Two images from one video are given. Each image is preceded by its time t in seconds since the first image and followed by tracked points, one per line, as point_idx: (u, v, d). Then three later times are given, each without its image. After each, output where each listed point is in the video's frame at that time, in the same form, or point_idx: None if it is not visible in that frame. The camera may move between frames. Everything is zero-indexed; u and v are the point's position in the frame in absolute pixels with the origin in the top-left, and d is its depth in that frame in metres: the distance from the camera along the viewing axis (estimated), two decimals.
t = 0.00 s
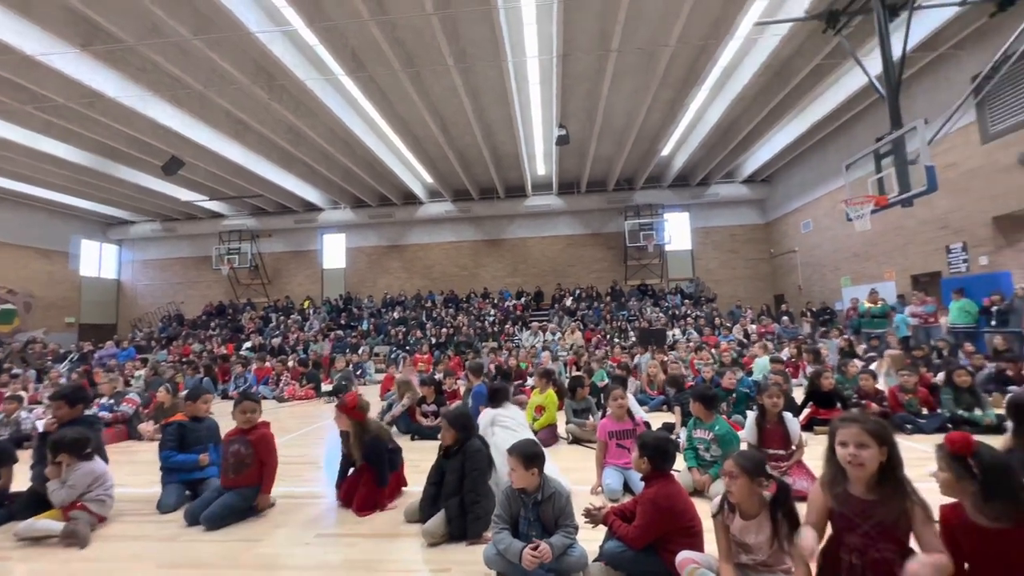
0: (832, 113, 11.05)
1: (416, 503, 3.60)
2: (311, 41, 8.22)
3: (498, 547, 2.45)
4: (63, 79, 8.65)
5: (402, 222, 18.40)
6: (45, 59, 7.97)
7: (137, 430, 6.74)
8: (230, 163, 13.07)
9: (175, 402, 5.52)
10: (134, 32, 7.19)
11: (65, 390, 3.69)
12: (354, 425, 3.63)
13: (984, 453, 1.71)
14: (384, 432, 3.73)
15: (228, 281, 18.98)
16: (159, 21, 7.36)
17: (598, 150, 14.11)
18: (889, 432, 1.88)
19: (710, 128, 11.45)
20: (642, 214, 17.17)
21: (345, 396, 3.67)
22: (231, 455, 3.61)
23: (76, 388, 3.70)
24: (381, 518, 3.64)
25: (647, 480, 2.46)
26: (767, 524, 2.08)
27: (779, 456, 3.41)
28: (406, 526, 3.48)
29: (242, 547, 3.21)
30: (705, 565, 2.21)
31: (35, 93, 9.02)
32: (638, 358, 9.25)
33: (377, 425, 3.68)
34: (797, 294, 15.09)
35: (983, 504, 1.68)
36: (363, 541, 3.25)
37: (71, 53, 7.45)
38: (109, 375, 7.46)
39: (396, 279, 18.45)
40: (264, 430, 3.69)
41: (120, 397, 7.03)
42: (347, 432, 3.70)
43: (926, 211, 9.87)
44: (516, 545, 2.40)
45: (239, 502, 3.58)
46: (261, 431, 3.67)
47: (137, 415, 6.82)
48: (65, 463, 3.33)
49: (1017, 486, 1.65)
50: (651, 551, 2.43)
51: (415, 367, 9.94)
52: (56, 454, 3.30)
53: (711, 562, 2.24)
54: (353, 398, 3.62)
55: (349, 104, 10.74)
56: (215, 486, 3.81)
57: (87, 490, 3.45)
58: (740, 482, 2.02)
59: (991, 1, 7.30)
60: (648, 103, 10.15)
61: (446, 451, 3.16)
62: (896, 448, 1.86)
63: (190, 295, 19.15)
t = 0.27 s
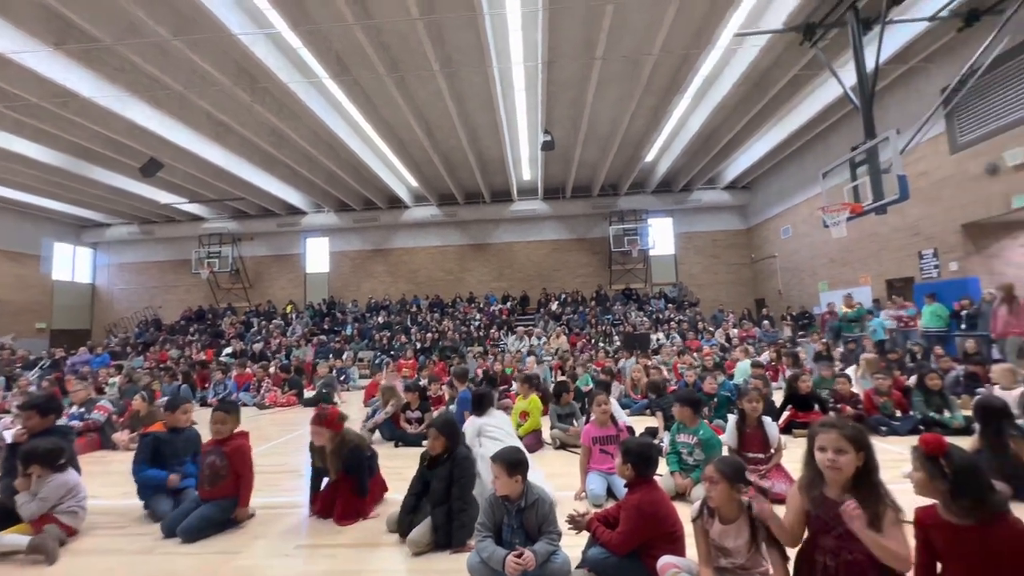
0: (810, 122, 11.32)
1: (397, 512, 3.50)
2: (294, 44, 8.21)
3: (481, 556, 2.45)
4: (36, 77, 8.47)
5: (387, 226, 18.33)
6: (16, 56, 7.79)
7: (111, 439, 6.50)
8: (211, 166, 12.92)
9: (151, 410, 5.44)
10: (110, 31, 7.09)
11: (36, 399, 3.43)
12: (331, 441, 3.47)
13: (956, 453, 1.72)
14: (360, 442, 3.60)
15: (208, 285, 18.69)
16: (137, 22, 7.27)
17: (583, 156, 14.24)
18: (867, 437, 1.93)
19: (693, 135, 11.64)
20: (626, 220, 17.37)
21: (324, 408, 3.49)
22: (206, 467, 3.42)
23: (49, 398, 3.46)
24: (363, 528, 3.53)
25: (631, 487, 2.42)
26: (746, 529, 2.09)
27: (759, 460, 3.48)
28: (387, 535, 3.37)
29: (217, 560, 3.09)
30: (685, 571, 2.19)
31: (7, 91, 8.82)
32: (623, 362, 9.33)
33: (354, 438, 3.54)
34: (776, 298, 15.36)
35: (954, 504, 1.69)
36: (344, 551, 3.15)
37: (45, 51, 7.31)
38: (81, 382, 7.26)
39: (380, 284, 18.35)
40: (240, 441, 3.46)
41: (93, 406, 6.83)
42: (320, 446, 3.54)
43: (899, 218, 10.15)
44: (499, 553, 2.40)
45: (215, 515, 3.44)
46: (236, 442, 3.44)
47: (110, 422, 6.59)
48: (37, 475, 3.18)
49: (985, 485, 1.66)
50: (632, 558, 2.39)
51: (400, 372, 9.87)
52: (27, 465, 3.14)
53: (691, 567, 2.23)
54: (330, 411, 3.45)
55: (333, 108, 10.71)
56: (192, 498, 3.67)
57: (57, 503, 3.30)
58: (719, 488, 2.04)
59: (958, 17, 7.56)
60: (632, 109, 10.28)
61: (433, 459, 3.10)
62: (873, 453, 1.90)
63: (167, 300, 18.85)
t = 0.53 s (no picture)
0: (785, 131, 11.60)
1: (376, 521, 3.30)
2: (275, 45, 8.16)
3: (461, 564, 2.41)
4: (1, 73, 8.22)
5: (369, 230, 18.21)
6: None
7: (79, 450, 6.27)
8: (187, 167, 12.69)
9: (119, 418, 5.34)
10: (82, 28, 6.94)
11: None
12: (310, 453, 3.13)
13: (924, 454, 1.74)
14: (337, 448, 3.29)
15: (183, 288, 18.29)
16: (111, 19, 7.14)
17: (565, 161, 14.36)
18: (835, 440, 1.97)
19: (673, 142, 11.82)
20: (608, 225, 17.55)
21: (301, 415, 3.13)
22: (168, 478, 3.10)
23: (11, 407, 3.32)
24: (342, 537, 3.29)
25: (612, 493, 2.33)
26: (722, 533, 2.09)
27: (736, 463, 3.55)
28: (365, 544, 3.17)
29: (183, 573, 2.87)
30: None
31: None
32: (605, 367, 9.41)
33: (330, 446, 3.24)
34: (755, 303, 15.63)
35: (923, 504, 1.72)
36: (320, 561, 2.95)
37: (12, 47, 7.11)
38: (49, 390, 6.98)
39: (362, 288, 18.19)
40: (206, 450, 3.15)
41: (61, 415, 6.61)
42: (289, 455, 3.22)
43: (871, 225, 10.43)
44: (479, 560, 2.37)
45: (184, 526, 3.17)
46: (201, 451, 3.14)
47: (77, 433, 6.33)
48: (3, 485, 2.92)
49: (952, 486, 1.69)
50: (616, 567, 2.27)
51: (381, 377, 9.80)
52: None
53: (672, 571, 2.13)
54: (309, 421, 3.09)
55: (314, 109, 10.64)
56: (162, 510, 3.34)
57: (22, 517, 3.03)
58: (698, 491, 2.05)
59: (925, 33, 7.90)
60: (614, 115, 10.39)
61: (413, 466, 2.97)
62: (841, 456, 1.95)
63: (138, 305, 18.49)
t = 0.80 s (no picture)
0: (765, 138, 11.83)
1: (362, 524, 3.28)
2: (257, 44, 8.10)
3: (445, 570, 2.34)
4: None
5: (353, 233, 18.10)
6: None
7: (48, 459, 6.08)
8: (166, 167, 12.48)
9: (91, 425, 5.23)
10: (55, 24, 6.79)
11: None
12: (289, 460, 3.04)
13: (891, 455, 1.79)
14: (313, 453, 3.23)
15: (161, 291, 18.03)
16: (87, 15, 7.00)
17: (550, 165, 14.47)
18: (811, 442, 1.98)
19: (656, 147, 11.98)
20: (593, 229, 17.68)
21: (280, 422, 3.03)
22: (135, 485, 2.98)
23: None
24: (322, 546, 3.18)
25: (593, 497, 2.35)
26: (702, 534, 2.12)
27: (718, 465, 3.61)
28: (347, 551, 3.10)
29: None
30: None
31: None
32: (589, 370, 9.48)
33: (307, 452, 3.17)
34: (736, 306, 15.87)
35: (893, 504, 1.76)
36: (295, 571, 2.86)
37: None
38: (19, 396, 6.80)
39: (345, 290, 18.05)
40: (177, 457, 3.03)
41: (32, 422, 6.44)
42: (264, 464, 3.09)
43: (847, 230, 10.68)
44: (462, 565, 2.30)
45: (155, 535, 3.04)
46: (171, 458, 3.02)
47: (48, 442, 6.17)
48: None
49: (919, 486, 1.74)
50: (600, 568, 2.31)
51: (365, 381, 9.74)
52: None
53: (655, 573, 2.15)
54: (288, 427, 3.00)
55: (297, 109, 10.55)
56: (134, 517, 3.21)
57: None
58: (678, 494, 2.07)
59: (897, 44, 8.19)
60: (599, 120, 10.51)
61: (392, 471, 2.93)
62: (817, 457, 1.96)
63: (114, 308, 18.01)
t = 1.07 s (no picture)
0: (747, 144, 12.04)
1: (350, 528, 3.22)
2: (240, 42, 8.01)
3: None
4: None
5: (338, 235, 17.98)
6: None
7: (18, 466, 5.92)
8: (145, 167, 12.27)
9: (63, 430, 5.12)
10: (29, 18, 6.64)
11: None
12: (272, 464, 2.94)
13: (856, 454, 1.82)
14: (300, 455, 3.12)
15: (139, 292, 17.75)
16: (62, 10, 6.86)
17: (537, 168, 14.53)
18: (793, 444, 2.01)
19: (641, 151, 12.10)
20: (579, 232, 17.78)
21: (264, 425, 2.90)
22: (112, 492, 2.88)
23: None
24: (304, 553, 3.09)
25: (578, 500, 2.38)
26: (685, 536, 2.14)
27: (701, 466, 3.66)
28: (331, 557, 3.01)
29: None
30: None
31: None
32: (575, 372, 9.54)
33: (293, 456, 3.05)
34: (719, 308, 16.07)
35: (859, 500, 1.80)
36: None
37: None
38: None
39: (330, 292, 17.91)
40: (157, 466, 2.92)
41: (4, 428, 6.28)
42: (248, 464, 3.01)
43: (826, 235, 10.90)
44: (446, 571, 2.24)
45: (128, 544, 2.90)
46: (151, 466, 2.91)
47: (19, 449, 6.01)
48: None
49: (881, 482, 1.78)
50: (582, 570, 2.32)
51: (350, 384, 9.68)
52: None
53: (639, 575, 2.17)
54: (273, 431, 2.89)
55: (280, 109, 10.45)
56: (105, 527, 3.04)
57: None
58: (662, 496, 2.09)
59: (873, 54, 8.43)
60: (585, 124, 10.59)
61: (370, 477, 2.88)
62: (800, 459, 1.98)
63: (90, 310, 17.62)
